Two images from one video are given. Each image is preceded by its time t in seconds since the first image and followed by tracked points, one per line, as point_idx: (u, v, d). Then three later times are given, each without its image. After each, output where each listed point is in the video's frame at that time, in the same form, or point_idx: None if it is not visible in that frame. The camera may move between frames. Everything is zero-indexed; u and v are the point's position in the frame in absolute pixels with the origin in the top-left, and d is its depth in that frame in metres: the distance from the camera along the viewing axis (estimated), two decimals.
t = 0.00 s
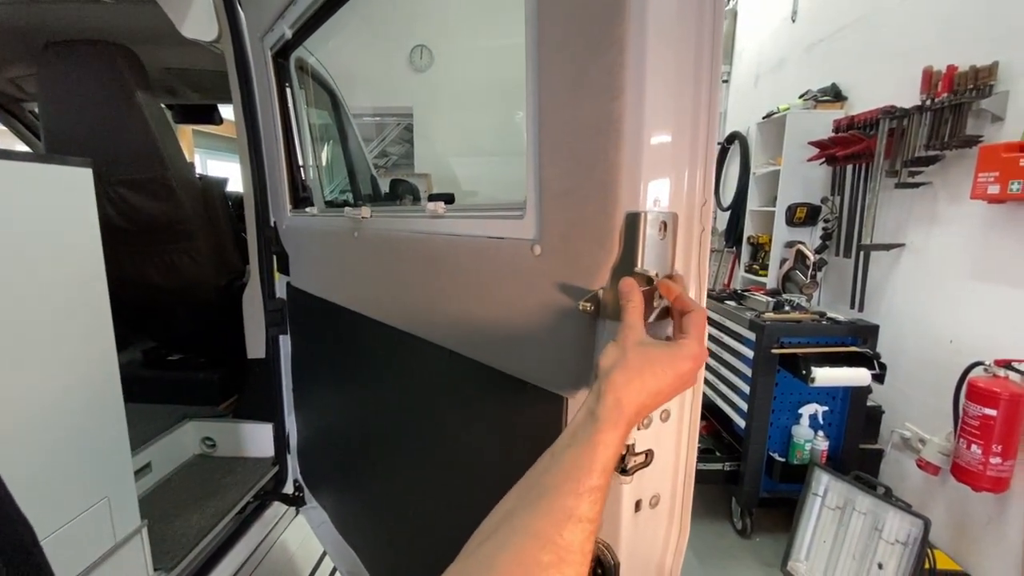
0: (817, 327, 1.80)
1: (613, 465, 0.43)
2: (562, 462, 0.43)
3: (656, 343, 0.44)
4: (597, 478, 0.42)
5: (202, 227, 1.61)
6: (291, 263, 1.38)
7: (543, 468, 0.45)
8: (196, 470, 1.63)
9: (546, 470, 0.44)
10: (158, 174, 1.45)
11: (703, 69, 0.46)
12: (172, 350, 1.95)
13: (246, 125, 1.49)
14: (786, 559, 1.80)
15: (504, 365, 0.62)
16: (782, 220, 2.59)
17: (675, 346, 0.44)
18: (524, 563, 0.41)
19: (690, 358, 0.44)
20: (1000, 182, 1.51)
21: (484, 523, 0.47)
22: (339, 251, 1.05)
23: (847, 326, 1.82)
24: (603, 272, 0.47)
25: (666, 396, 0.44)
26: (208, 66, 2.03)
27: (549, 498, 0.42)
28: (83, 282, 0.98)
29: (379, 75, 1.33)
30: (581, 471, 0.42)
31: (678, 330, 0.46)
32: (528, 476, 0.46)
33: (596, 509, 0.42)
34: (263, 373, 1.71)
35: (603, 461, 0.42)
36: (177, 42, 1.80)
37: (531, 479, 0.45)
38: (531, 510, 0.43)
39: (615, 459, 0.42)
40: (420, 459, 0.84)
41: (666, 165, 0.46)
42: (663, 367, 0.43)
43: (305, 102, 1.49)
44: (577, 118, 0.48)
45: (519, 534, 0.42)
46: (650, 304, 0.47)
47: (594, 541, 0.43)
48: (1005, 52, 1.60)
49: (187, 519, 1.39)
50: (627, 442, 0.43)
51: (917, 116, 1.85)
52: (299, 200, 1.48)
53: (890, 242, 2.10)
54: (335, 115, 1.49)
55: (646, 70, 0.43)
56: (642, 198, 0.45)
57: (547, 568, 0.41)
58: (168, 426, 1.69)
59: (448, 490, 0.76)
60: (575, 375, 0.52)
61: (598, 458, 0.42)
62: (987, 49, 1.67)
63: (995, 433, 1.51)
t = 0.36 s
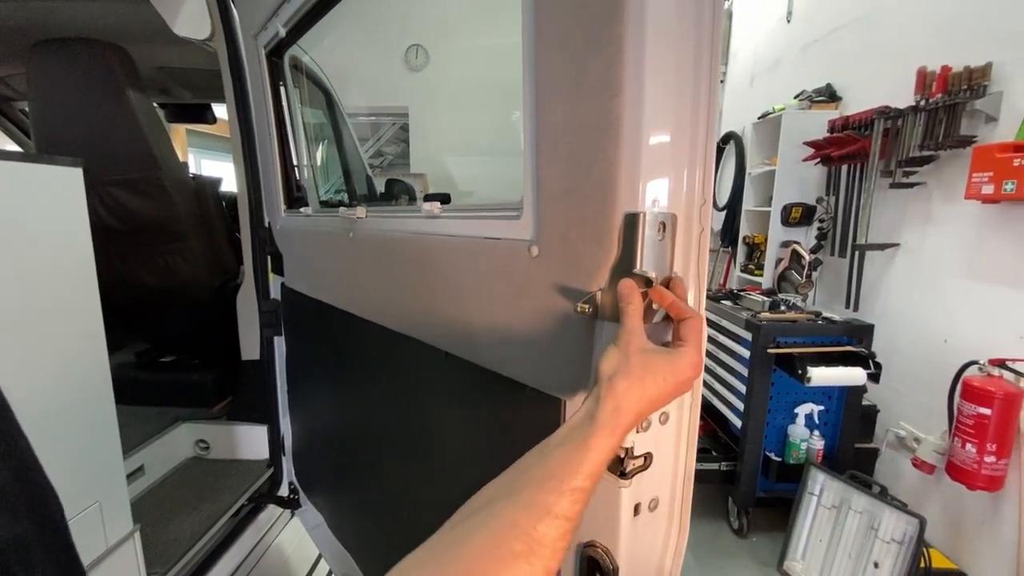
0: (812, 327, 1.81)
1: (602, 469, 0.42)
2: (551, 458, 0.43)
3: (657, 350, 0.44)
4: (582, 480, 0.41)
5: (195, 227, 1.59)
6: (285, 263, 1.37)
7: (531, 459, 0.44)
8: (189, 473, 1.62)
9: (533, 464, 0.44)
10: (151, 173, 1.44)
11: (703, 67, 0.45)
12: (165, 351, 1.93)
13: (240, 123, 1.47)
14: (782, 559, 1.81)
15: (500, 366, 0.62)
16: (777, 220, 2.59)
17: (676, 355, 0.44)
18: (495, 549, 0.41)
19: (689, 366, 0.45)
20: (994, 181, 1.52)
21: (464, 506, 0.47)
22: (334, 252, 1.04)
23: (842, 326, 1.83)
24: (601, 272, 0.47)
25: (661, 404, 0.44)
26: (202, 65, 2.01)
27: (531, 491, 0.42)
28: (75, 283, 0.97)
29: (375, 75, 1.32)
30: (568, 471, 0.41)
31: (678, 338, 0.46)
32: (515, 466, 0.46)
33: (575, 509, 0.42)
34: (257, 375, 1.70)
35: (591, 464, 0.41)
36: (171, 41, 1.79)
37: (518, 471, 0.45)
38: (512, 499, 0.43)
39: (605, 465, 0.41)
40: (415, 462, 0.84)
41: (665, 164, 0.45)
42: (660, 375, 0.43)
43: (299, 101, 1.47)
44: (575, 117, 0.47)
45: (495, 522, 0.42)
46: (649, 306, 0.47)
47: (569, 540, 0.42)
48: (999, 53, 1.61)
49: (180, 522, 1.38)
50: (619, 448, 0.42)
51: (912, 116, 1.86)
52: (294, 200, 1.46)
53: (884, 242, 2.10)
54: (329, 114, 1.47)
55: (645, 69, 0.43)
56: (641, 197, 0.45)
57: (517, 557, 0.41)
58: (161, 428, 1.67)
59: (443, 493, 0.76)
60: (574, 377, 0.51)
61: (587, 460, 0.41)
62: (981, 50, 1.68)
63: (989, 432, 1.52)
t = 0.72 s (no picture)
0: (811, 328, 1.81)
1: (602, 475, 0.41)
2: (550, 458, 0.42)
3: (666, 356, 0.43)
4: (579, 483, 0.40)
5: (191, 227, 1.58)
6: (283, 265, 1.36)
7: (529, 459, 0.44)
8: (186, 476, 1.61)
9: (531, 463, 0.43)
10: (146, 173, 1.42)
11: (712, 67, 0.45)
12: (161, 353, 1.91)
13: (236, 123, 1.46)
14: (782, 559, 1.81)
15: (504, 370, 0.61)
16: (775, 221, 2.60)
17: (683, 363, 0.44)
18: (483, 543, 0.40)
19: (699, 372, 0.44)
20: (992, 182, 1.52)
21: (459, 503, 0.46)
22: (333, 253, 1.03)
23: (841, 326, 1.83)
24: (607, 276, 0.46)
25: (665, 412, 0.43)
26: (198, 64, 2.00)
27: (526, 489, 0.41)
28: (71, 285, 0.95)
29: (374, 74, 1.31)
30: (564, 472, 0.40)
31: (686, 344, 0.46)
32: (514, 466, 0.45)
33: (569, 512, 0.40)
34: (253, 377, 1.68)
35: (590, 467, 0.40)
36: (167, 40, 1.77)
37: (515, 469, 0.44)
38: (506, 496, 0.42)
39: (605, 470, 0.40)
40: (416, 466, 0.82)
41: (674, 166, 0.45)
42: (666, 382, 0.42)
43: (297, 101, 1.47)
44: (582, 119, 0.46)
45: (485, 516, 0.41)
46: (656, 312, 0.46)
47: (560, 543, 0.41)
48: (997, 54, 1.62)
49: (177, 527, 1.36)
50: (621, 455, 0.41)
51: (910, 117, 1.86)
52: (292, 201, 1.44)
53: (882, 242, 2.11)
54: (327, 114, 1.47)
55: (654, 70, 0.42)
56: (649, 200, 0.44)
57: (504, 553, 0.40)
58: (157, 431, 1.66)
59: (445, 498, 0.75)
60: (580, 382, 0.50)
61: (585, 462, 0.40)
62: (980, 50, 1.68)
63: (988, 433, 1.52)
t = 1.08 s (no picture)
0: (811, 327, 1.80)
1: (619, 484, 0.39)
2: (563, 464, 0.40)
3: (682, 359, 0.42)
4: (595, 491, 0.38)
5: (185, 227, 1.55)
6: (279, 265, 1.34)
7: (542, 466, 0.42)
8: (179, 481, 1.58)
9: (544, 471, 0.41)
10: (139, 172, 1.40)
11: (726, 66, 0.43)
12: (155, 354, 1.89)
13: (231, 121, 1.43)
14: (782, 559, 1.80)
15: (508, 373, 0.59)
16: (774, 220, 2.59)
17: (700, 366, 0.42)
18: (492, 551, 0.39)
19: (716, 377, 0.43)
20: (993, 182, 1.52)
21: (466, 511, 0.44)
22: (330, 253, 1.02)
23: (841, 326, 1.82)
24: (618, 277, 0.44)
25: (683, 418, 0.42)
26: (192, 61, 1.97)
27: (538, 496, 0.39)
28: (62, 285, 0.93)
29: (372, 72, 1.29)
30: (579, 480, 0.38)
31: (704, 347, 0.44)
32: (524, 472, 0.43)
33: (584, 522, 0.38)
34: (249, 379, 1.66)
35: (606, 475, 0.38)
36: (161, 37, 1.75)
37: (526, 476, 0.42)
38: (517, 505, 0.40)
39: (622, 479, 0.38)
40: (417, 471, 0.81)
41: (687, 164, 0.43)
42: (684, 387, 0.41)
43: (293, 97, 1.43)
44: (591, 114, 0.45)
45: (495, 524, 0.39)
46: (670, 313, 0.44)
47: (574, 554, 0.39)
48: (997, 54, 1.61)
49: (171, 532, 1.34)
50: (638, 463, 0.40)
51: (909, 117, 1.86)
52: (288, 201, 1.40)
53: (882, 242, 2.10)
54: (324, 113, 1.46)
55: (667, 63, 0.41)
56: (662, 199, 0.42)
57: (514, 562, 0.38)
58: (151, 434, 1.64)
59: (446, 503, 0.73)
60: (589, 386, 0.49)
61: (601, 470, 0.38)
62: (979, 50, 1.67)
63: (988, 433, 1.52)
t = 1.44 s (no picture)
0: (808, 327, 1.80)
1: (623, 495, 0.38)
2: (565, 475, 0.38)
3: (687, 362, 0.41)
4: (599, 502, 0.37)
5: (176, 227, 1.53)
6: (271, 266, 1.32)
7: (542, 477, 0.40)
8: (171, 484, 1.56)
9: (545, 482, 0.39)
10: (128, 171, 1.37)
11: (730, 62, 0.42)
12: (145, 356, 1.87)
13: (222, 119, 1.41)
14: (779, 559, 1.81)
15: (505, 376, 0.58)
16: (769, 220, 2.59)
17: (706, 370, 0.41)
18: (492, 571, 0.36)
19: (722, 382, 0.42)
20: (988, 181, 1.52)
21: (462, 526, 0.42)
22: (322, 253, 1.00)
23: (837, 326, 1.82)
24: (620, 278, 0.43)
25: (689, 423, 0.40)
26: (183, 58, 1.94)
27: (541, 509, 0.38)
28: (48, 286, 0.91)
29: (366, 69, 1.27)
30: (583, 490, 0.37)
31: (710, 350, 0.43)
32: (523, 484, 0.41)
33: (589, 536, 0.37)
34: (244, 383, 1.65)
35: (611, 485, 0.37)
36: (150, 34, 1.72)
37: (528, 486, 0.40)
38: (517, 519, 0.38)
39: (627, 489, 0.37)
40: (412, 475, 0.79)
41: (691, 161, 0.42)
42: (689, 392, 0.39)
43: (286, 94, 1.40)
44: (591, 109, 0.44)
45: (496, 538, 0.37)
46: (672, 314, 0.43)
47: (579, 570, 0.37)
48: (992, 53, 1.61)
49: (162, 537, 1.32)
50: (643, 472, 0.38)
51: (905, 116, 1.86)
52: (281, 199, 1.39)
53: (878, 241, 2.10)
54: (317, 112, 1.45)
55: (670, 57, 0.39)
56: (665, 198, 0.41)
57: None
58: (142, 437, 1.62)
59: (442, 508, 0.72)
60: (589, 390, 0.47)
61: (606, 480, 0.37)
62: (975, 49, 1.68)
63: (985, 432, 1.52)
